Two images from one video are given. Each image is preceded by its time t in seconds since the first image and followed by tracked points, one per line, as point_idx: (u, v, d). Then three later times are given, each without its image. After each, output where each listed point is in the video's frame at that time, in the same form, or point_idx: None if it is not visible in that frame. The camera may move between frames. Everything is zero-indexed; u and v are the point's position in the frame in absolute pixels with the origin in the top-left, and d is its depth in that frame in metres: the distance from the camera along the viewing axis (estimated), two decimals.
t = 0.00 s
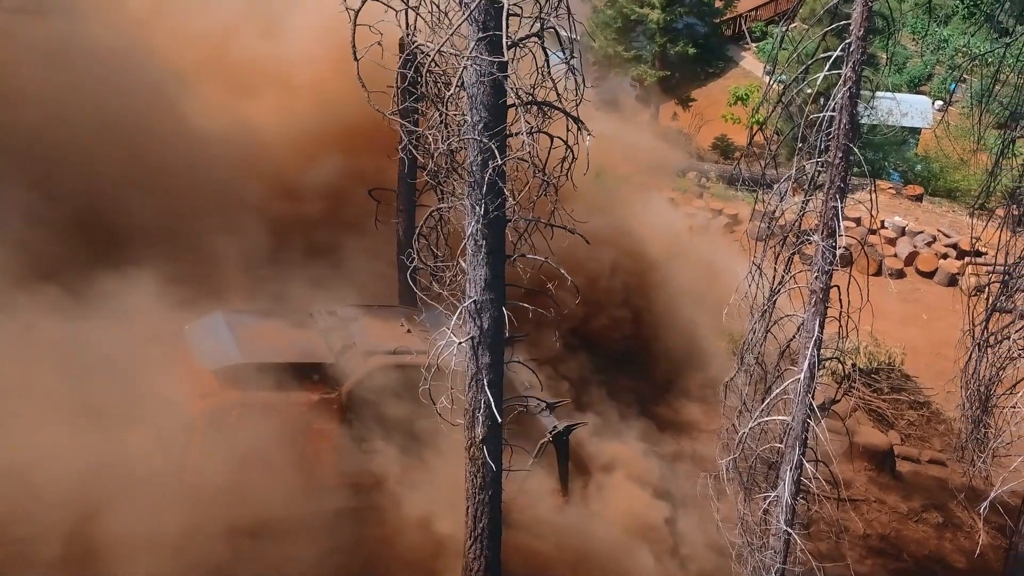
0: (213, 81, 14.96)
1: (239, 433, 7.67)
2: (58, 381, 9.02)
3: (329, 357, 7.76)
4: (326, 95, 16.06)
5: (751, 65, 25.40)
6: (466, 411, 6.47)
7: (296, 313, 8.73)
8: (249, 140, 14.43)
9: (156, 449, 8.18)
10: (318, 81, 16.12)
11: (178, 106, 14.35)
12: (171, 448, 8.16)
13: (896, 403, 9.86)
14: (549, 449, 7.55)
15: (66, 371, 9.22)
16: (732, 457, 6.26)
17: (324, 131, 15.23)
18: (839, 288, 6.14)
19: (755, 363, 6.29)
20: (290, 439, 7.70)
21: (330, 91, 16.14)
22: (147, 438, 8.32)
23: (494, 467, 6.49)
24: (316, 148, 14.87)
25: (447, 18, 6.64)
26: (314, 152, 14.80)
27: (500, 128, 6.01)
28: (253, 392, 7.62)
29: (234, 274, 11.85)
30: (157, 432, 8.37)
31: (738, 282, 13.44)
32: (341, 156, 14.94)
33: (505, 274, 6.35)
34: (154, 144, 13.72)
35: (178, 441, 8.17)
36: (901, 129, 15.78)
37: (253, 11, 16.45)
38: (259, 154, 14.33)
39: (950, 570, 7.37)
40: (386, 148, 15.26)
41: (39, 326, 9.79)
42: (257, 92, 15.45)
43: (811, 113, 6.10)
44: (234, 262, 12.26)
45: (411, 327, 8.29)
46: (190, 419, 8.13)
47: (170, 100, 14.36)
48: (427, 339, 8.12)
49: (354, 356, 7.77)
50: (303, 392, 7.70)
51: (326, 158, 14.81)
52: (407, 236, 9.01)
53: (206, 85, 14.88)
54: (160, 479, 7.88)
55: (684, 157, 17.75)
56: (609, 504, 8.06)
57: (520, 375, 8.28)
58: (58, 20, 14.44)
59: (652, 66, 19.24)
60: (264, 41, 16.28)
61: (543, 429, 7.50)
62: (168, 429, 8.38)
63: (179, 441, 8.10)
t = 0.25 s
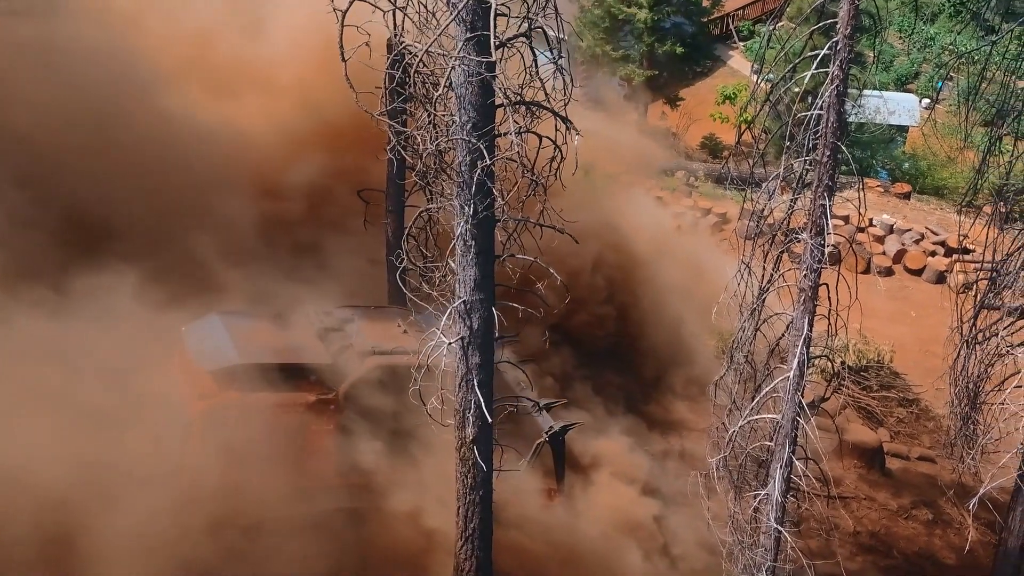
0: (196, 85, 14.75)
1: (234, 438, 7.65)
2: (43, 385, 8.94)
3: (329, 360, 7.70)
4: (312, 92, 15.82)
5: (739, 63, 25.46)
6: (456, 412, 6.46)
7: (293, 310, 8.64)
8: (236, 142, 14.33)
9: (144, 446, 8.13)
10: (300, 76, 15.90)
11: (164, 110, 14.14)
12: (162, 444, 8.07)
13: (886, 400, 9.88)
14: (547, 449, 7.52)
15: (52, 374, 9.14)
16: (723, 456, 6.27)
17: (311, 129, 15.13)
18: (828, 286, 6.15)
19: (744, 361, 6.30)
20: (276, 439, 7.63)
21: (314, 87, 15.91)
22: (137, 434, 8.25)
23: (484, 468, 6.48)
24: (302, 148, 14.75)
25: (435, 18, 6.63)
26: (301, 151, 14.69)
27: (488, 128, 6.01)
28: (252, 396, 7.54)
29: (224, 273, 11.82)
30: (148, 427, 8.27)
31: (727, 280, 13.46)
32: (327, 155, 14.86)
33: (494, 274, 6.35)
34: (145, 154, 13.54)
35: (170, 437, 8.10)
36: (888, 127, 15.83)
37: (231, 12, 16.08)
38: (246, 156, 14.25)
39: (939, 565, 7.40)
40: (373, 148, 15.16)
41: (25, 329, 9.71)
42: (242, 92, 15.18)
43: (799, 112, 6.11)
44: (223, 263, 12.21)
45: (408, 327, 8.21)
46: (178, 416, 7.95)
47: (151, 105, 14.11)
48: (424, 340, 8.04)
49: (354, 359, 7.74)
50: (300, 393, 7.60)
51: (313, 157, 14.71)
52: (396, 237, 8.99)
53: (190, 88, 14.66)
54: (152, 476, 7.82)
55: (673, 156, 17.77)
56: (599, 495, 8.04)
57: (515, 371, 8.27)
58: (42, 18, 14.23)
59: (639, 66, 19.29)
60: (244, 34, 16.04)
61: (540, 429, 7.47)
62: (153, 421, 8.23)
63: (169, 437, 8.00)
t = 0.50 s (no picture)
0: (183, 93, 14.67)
1: (231, 438, 7.72)
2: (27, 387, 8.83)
3: (325, 360, 7.78)
4: (299, 92, 15.86)
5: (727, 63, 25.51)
6: (446, 412, 6.45)
7: (290, 313, 8.75)
8: (225, 147, 14.37)
9: (131, 446, 8.07)
10: (284, 76, 15.92)
11: (156, 116, 14.14)
12: (151, 444, 8.05)
13: (874, 397, 9.91)
14: (544, 450, 7.51)
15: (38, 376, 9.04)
16: (712, 454, 6.28)
17: (299, 131, 15.25)
18: (817, 284, 6.17)
19: (733, 359, 6.31)
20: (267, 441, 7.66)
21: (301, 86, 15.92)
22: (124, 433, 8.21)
23: (475, 468, 6.49)
24: (292, 151, 14.87)
25: (423, 19, 6.63)
26: (291, 154, 14.81)
27: (476, 129, 6.01)
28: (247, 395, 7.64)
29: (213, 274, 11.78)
30: (135, 426, 8.23)
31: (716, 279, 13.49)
32: (315, 156, 14.94)
33: (484, 274, 6.35)
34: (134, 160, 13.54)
35: (159, 437, 8.08)
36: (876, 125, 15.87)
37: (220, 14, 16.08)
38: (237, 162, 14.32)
39: (929, 563, 7.41)
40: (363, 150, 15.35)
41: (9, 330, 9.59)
42: (229, 94, 15.21)
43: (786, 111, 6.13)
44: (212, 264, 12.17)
45: (405, 329, 8.31)
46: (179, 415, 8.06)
47: (144, 114, 14.08)
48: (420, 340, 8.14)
49: (350, 360, 7.79)
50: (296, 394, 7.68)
51: (302, 159, 14.83)
52: (386, 238, 9.00)
53: (178, 94, 14.61)
54: (140, 476, 7.80)
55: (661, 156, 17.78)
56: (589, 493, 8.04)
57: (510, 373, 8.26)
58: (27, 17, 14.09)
59: (627, 65, 19.28)
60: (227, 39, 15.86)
61: (536, 429, 7.47)
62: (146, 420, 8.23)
63: (162, 436, 8.01)
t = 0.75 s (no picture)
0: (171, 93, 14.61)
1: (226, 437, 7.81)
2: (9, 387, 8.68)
3: (319, 360, 7.98)
4: (288, 92, 15.94)
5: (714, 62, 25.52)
6: (436, 413, 6.44)
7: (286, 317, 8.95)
8: (211, 144, 14.33)
9: (119, 446, 8.02)
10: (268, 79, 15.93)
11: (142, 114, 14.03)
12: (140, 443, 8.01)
13: (863, 395, 9.93)
14: (540, 450, 7.44)
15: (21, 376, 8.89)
16: (702, 453, 6.29)
17: (282, 129, 15.29)
18: (804, 282, 6.17)
19: (722, 358, 6.32)
20: (261, 438, 7.79)
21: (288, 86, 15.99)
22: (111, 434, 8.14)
23: (465, 468, 6.49)
24: (279, 149, 14.91)
25: (410, 20, 6.62)
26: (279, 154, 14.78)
27: (464, 129, 6.00)
28: (242, 396, 7.82)
29: (202, 274, 11.71)
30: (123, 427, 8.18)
31: (705, 278, 13.49)
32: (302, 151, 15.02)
33: (472, 274, 6.34)
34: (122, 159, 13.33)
35: (148, 436, 8.04)
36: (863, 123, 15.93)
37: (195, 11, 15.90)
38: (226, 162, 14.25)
39: (919, 559, 7.42)
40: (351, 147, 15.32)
41: None
42: (210, 95, 15.11)
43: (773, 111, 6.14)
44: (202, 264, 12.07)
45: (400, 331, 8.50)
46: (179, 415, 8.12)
47: (128, 116, 13.82)
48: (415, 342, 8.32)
49: (344, 361, 8.04)
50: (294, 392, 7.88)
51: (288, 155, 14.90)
52: (374, 239, 8.99)
53: (165, 94, 14.54)
54: (126, 476, 7.72)
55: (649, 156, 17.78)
56: (579, 492, 8.01)
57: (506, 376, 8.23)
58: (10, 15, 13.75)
59: (615, 65, 19.26)
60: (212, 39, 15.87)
61: (531, 427, 7.45)
62: (138, 419, 8.22)
63: (155, 436, 8.01)
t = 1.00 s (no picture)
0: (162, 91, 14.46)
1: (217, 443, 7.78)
2: None
3: (315, 361, 8.10)
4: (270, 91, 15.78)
5: (701, 62, 25.56)
6: (426, 414, 6.44)
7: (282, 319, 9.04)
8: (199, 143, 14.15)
9: (108, 452, 7.97)
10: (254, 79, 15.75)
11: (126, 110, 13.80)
12: (130, 449, 7.96)
13: (852, 393, 9.95)
14: (536, 450, 7.48)
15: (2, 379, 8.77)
16: (691, 452, 6.29)
17: (270, 130, 15.09)
18: (792, 280, 6.19)
19: (711, 356, 6.33)
20: (254, 441, 7.78)
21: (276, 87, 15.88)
22: (100, 439, 8.09)
23: (455, 469, 6.48)
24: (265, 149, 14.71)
25: (397, 20, 6.61)
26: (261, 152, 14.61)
27: (452, 130, 6.00)
28: (237, 399, 7.84)
29: (192, 275, 11.64)
30: (112, 433, 8.14)
31: (693, 277, 13.51)
32: (285, 151, 14.92)
33: (461, 274, 6.34)
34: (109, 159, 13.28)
35: (138, 442, 8.00)
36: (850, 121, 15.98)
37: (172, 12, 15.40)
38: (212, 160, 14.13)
39: (908, 556, 7.45)
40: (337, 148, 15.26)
41: None
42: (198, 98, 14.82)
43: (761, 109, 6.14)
44: (189, 265, 11.99)
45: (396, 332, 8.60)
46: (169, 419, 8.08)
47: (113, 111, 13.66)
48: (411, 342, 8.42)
49: (339, 361, 8.15)
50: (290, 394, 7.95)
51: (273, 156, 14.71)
52: (362, 240, 8.98)
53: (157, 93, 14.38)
54: (114, 481, 7.67)
55: (637, 157, 17.76)
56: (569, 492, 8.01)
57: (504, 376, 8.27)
58: None
59: (602, 65, 19.26)
60: (190, 38, 15.43)
61: (527, 427, 7.50)
62: (129, 426, 8.18)
63: (146, 441, 7.97)
